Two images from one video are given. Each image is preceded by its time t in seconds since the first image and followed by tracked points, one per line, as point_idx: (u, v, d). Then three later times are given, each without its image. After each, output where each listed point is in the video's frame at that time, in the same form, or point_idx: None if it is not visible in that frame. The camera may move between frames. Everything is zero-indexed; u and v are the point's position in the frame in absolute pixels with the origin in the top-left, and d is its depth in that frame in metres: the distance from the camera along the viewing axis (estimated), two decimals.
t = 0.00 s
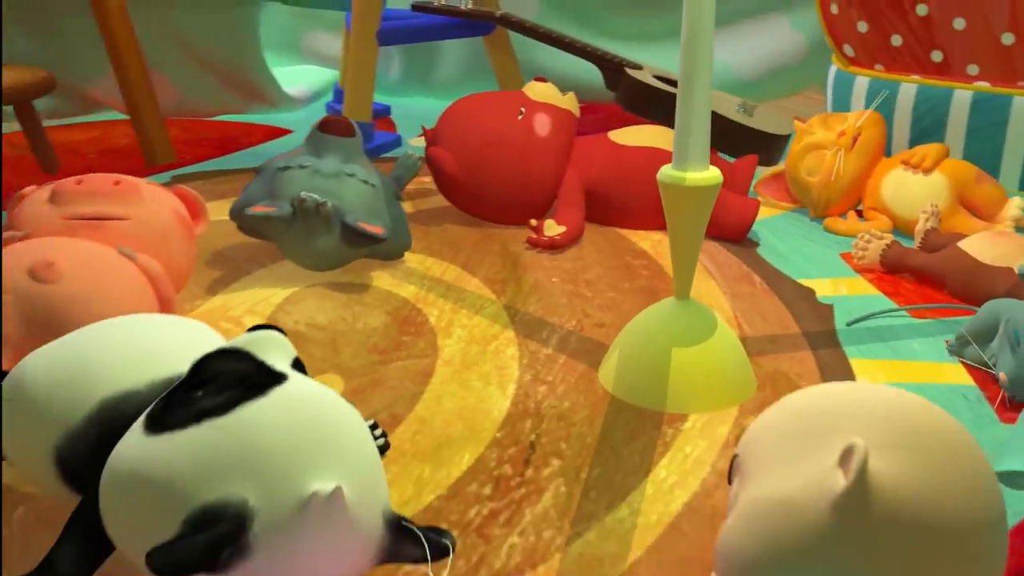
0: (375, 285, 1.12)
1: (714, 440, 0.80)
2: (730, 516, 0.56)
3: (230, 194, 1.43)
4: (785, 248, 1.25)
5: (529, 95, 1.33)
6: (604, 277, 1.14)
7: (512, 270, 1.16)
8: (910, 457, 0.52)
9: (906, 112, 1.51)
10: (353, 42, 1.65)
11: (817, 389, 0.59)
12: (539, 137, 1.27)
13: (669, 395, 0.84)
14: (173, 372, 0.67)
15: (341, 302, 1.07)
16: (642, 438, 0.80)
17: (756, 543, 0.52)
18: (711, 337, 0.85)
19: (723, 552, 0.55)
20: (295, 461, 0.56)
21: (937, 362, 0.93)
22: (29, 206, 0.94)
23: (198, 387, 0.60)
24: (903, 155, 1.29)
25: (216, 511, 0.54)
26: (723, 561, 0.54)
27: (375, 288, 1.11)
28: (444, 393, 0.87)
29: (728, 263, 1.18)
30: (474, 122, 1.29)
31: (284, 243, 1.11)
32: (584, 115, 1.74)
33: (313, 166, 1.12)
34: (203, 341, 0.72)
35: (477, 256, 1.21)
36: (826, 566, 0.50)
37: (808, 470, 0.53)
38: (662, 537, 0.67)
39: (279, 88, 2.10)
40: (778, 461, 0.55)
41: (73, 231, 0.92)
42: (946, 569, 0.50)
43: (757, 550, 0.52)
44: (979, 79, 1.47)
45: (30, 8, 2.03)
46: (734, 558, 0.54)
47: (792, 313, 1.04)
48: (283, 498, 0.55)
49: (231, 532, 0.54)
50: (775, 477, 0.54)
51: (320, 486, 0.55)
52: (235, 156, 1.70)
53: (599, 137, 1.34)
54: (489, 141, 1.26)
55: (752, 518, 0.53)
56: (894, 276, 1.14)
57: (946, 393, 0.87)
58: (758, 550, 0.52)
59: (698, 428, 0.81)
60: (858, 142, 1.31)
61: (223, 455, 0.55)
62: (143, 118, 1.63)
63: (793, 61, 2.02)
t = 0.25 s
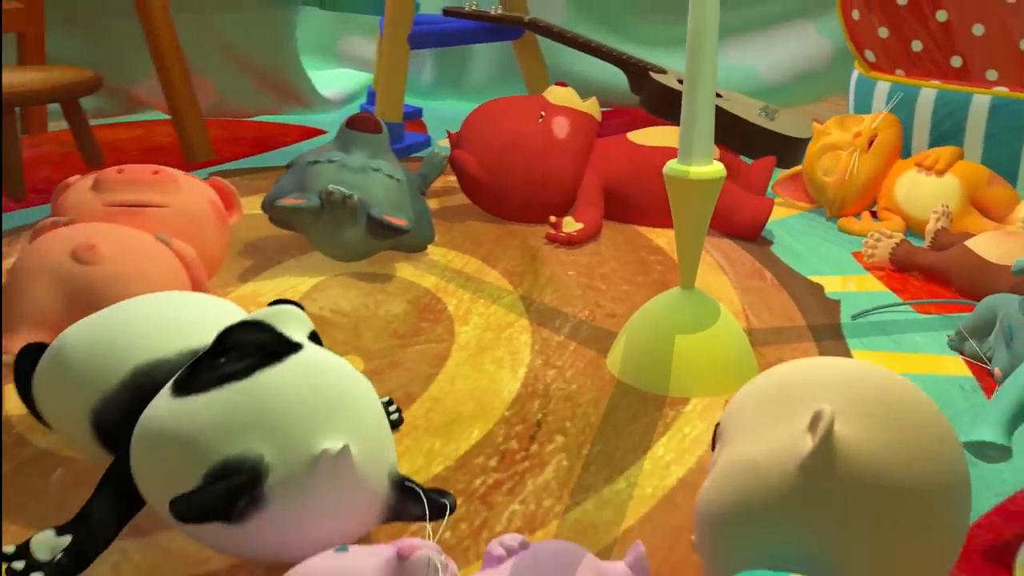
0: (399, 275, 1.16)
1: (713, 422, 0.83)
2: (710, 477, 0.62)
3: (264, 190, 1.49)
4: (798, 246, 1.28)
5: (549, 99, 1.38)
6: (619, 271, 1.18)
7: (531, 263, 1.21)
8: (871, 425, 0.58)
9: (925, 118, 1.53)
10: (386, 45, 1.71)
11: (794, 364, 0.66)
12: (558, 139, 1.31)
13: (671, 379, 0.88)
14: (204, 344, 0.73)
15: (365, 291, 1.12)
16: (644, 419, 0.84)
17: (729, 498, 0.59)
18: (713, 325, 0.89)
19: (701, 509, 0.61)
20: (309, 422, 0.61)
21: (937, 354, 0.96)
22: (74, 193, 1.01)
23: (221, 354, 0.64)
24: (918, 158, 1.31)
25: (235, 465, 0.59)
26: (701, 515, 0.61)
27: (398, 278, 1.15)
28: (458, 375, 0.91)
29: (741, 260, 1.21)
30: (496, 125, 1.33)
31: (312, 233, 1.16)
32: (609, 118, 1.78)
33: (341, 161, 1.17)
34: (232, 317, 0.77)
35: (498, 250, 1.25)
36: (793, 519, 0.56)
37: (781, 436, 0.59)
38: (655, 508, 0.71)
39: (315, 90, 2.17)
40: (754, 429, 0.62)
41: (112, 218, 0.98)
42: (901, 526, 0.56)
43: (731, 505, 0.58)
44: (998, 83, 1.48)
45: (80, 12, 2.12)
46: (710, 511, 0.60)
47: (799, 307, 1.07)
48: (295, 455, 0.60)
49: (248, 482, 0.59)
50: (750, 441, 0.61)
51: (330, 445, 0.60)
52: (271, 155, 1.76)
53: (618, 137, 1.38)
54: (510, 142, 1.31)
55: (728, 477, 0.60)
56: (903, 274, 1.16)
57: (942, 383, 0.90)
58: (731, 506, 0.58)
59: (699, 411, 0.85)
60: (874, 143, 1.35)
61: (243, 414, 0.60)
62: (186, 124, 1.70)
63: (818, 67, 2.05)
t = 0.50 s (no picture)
0: (417, 269, 1.21)
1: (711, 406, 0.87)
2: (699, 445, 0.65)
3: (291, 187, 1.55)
4: (807, 245, 1.31)
5: (564, 102, 1.42)
6: (630, 267, 1.22)
7: (545, 258, 1.25)
8: (854, 402, 0.61)
9: (938, 121, 1.55)
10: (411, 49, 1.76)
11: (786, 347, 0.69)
12: (572, 142, 1.36)
13: (672, 366, 0.92)
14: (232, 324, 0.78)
15: (384, 282, 1.16)
16: (644, 402, 0.87)
17: (716, 464, 0.62)
18: (714, 316, 0.93)
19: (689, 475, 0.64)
20: (321, 394, 0.66)
21: (934, 347, 0.99)
22: (109, 184, 1.07)
23: (240, 332, 0.69)
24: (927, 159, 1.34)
25: (250, 434, 0.64)
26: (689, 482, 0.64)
27: (416, 271, 1.20)
28: (468, 360, 0.96)
29: (749, 257, 1.24)
30: (513, 128, 1.38)
31: (333, 229, 1.20)
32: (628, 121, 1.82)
33: (362, 160, 1.22)
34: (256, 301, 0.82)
35: (513, 245, 1.29)
36: (776, 487, 0.59)
37: (768, 409, 0.63)
38: (649, 483, 0.75)
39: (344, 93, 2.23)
40: (743, 403, 0.65)
41: (144, 208, 1.04)
42: (877, 498, 0.59)
43: (718, 473, 0.61)
44: (1010, 88, 1.50)
45: (119, 16, 2.20)
46: (698, 477, 0.63)
47: (803, 302, 1.10)
48: (307, 424, 0.64)
49: (260, 451, 0.63)
50: (740, 414, 0.64)
51: (339, 416, 0.64)
52: (299, 155, 1.82)
53: (632, 139, 1.42)
54: (526, 146, 1.35)
55: (716, 445, 0.63)
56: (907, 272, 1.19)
57: (937, 374, 0.92)
58: (716, 471, 0.62)
59: (697, 396, 0.89)
60: (886, 144, 1.38)
61: (259, 385, 0.65)
62: (218, 125, 1.76)
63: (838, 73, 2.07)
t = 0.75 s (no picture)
0: (429, 264, 1.25)
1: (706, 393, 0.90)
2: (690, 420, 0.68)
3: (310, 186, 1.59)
4: (810, 244, 1.34)
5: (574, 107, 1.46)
6: (635, 263, 1.26)
7: (553, 255, 1.29)
8: (835, 381, 0.64)
9: (944, 125, 1.58)
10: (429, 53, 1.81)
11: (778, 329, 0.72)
12: (581, 144, 1.40)
13: (670, 355, 0.95)
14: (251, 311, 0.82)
15: (396, 275, 1.20)
16: (642, 389, 0.91)
17: (704, 438, 0.65)
18: (712, 307, 0.96)
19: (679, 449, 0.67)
20: (329, 374, 0.70)
21: (927, 340, 1.02)
22: (135, 178, 1.12)
23: (252, 318, 0.73)
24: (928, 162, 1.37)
25: (263, 412, 0.68)
26: (678, 454, 0.67)
27: (428, 266, 1.24)
28: (475, 348, 1.00)
29: (753, 255, 1.28)
30: (524, 131, 1.42)
31: (349, 229, 1.25)
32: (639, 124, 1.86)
33: (376, 161, 1.27)
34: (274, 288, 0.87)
35: (523, 242, 1.33)
36: (758, 459, 0.62)
37: (753, 387, 0.65)
38: (643, 462, 0.78)
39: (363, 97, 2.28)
40: (732, 380, 0.68)
41: (167, 201, 1.09)
42: (854, 470, 0.62)
43: (703, 446, 0.64)
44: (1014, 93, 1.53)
45: (147, 21, 2.26)
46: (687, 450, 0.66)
47: (802, 297, 1.13)
48: (317, 402, 0.69)
49: (273, 427, 0.67)
50: (727, 391, 0.67)
51: (344, 396, 0.69)
52: (319, 156, 1.87)
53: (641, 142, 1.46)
54: (535, 148, 1.40)
55: (704, 420, 0.66)
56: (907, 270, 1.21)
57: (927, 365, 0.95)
58: (702, 444, 0.64)
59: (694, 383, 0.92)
60: (889, 146, 1.41)
61: (271, 364, 0.69)
62: (241, 126, 1.81)
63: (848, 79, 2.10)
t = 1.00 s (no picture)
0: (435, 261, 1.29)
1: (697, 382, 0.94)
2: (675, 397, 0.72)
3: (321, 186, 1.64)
4: (807, 244, 1.37)
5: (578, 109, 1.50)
6: (635, 261, 1.29)
7: (555, 252, 1.32)
8: (812, 361, 0.67)
9: (943, 127, 1.61)
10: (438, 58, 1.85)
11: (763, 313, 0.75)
12: (584, 146, 1.43)
13: (663, 345, 0.99)
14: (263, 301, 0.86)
15: (402, 271, 1.24)
16: (635, 377, 0.95)
17: (686, 414, 0.68)
18: (704, 301, 1.00)
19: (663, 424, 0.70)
20: (332, 357, 0.74)
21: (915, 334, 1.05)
22: (151, 175, 1.17)
23: (260, 307, 0.77)
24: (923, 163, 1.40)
25: (268, 395, 0.72)
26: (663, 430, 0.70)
27: (434, 262, 1.28)
28: (475, 339, 1.03)
29: (750, 253, 1.31)
30: (529, 131, 1.46)
31: (355, 227, 1.29)
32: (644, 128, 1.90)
33: (383, 163, 1.32)
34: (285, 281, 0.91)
35: (526, 240, 1.37)
36: (735, 433, 0.65)
37: (734, 365, 0.69)
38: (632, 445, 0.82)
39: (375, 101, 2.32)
40: (715, 360, 0.71)
41: (182, 197, 1.14)
42: (827, 445, 0.65)
43: (685, 421, 0.68)
44: (1011, 97, 1.56)
45: (165, 27, 2.32)
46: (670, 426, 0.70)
47: (795, 293, 1.17)
48: (319, 384, 0.72)
49: (278, 409, 0.71)
50: (710, 369, 0.70)
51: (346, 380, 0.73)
52: (330, 158, 1.91)
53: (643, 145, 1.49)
54: (539, 150, 1.44)
55: (687, 397, 0.69)
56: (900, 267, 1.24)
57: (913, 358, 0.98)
58: (684, 419, 0.68)
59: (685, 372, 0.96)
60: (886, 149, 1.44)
61: (278, 348, 0.73)
62: (254, 128, 1.86)
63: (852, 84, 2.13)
